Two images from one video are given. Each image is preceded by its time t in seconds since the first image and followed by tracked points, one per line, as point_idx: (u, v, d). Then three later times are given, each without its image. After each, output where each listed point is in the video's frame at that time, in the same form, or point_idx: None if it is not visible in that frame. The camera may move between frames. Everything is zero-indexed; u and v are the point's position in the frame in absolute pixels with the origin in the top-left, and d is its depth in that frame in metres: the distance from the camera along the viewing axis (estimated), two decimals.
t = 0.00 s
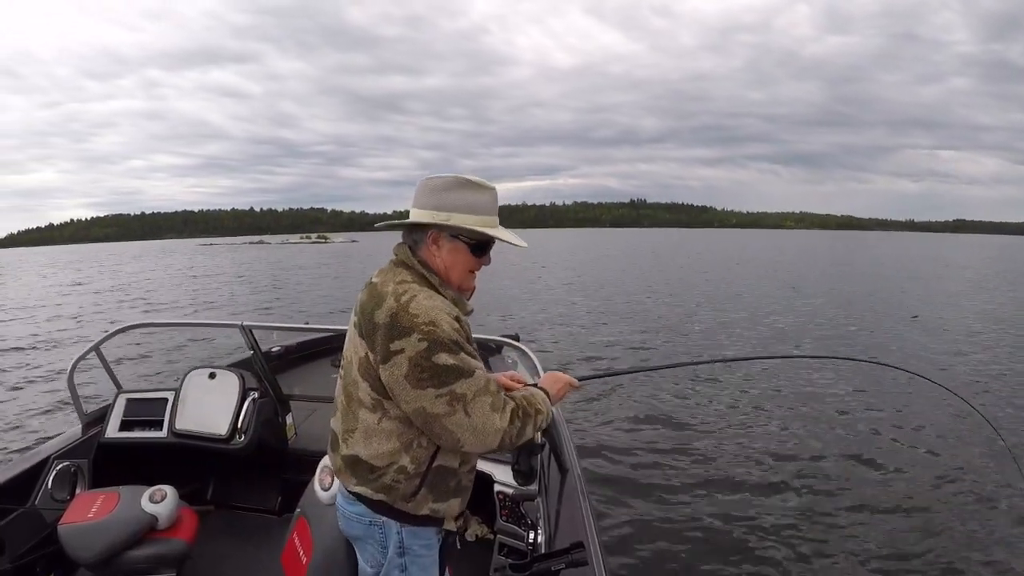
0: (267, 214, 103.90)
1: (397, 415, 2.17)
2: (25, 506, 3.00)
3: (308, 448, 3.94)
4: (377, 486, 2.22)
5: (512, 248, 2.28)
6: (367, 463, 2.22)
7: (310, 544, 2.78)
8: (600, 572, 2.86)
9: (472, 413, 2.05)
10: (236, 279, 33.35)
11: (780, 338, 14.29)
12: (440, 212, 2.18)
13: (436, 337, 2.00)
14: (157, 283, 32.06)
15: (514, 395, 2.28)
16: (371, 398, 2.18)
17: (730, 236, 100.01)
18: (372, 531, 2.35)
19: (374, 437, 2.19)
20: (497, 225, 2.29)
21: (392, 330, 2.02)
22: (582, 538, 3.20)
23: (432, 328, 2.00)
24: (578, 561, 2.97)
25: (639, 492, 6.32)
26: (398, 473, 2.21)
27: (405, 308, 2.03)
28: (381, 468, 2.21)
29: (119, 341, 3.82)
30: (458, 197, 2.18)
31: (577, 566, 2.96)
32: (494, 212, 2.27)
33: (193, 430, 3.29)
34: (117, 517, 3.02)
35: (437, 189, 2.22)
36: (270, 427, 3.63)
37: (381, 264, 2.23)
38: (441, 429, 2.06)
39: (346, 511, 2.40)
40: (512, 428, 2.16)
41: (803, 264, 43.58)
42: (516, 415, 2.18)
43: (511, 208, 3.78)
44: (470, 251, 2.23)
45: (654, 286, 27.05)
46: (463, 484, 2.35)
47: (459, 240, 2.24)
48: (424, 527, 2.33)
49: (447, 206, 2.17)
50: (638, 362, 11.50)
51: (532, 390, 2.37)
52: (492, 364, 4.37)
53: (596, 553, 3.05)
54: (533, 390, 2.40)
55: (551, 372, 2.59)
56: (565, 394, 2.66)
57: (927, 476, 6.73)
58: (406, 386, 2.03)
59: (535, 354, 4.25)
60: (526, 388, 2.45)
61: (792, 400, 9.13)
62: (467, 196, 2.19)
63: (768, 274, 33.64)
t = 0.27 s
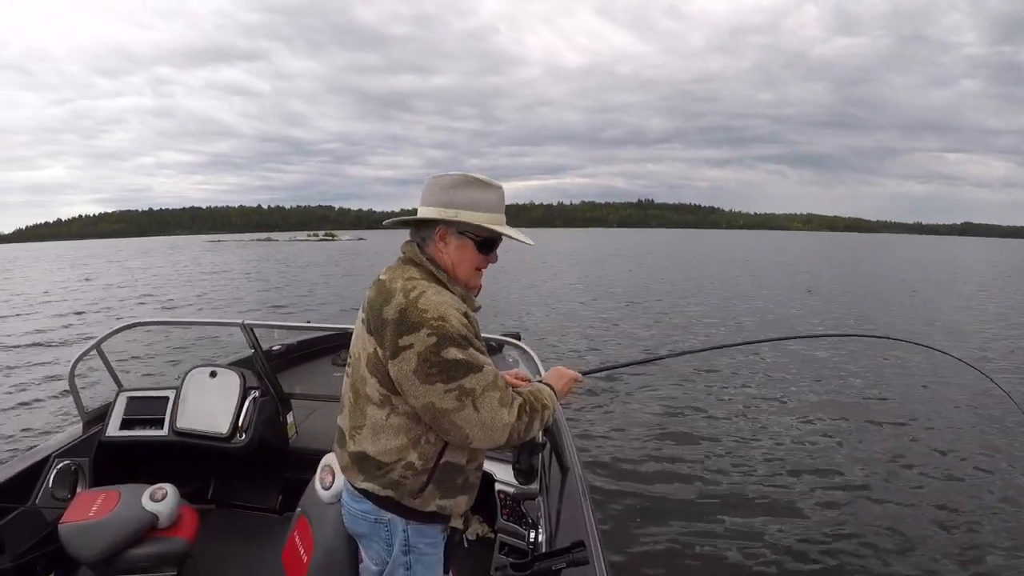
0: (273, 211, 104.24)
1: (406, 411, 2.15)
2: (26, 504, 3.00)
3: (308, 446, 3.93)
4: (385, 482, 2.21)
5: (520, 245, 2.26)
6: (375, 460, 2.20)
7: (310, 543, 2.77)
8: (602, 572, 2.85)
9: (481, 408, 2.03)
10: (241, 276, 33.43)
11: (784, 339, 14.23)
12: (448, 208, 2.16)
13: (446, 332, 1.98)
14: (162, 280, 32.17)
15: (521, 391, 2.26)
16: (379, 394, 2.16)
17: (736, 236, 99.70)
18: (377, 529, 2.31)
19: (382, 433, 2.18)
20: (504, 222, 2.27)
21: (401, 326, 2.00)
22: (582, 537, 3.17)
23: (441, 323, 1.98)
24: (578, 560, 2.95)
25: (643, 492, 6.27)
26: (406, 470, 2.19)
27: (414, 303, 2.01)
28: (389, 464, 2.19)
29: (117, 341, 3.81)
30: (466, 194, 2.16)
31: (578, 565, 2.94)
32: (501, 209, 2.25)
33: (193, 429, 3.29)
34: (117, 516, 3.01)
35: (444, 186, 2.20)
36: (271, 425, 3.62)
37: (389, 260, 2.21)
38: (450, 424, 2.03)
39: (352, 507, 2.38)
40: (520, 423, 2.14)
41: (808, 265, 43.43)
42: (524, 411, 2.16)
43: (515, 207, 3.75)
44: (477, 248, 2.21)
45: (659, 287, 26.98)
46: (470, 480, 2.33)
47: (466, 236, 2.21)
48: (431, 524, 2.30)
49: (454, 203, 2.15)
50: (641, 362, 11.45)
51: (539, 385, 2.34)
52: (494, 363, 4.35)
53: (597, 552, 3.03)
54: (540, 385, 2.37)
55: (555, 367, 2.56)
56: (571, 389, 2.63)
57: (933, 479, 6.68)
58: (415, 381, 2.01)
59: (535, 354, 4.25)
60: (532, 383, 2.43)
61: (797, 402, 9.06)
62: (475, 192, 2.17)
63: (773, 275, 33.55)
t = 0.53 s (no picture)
0: (278, 212, 104.55)
1: (408, 410, 2.14)
2: (26, 505, 3.00)
3: (309, 447, 3.93)
4: (387, 482, 2.19)
5: (522, 246, 2.24)
6: (377, 460, 2.19)
7: (311, 544, 2.76)
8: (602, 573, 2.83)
9: (483, 409, 2.01)
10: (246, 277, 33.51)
11: (788, 341, 14.18)
12: (451, 209, 2.15)
13: (448, 333, 1.96)
14: (167, 280, 32.28)
15: (521, 390, 2.24)
16: (382, 394, 2.15)
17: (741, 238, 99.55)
18: (378, 528, 2.29)
19: (384, 433, 2.16)
20: (507, 223, 2.25)
21: (404, 326, 1.99)
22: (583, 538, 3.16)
23: (444, 324, 1.96)
24: (579, 561, 2.94)
25: (646, 493, 6.22)
26: (408, 470, 2.18)
27: (416, 304, 1.99)
28: (390, 464, 2.17)
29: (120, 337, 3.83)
30: (469, 195, 2.15)
31: (578, 566, 2.93)
32: (504, 210, 2.23)
33: (194, 430, 3.28)
34: (117, 517, 3.00)
35: (447, 187, 2.19)
36: (272, 426, 3.61)
37: (393, 261, 2.19)
38: (452, 425, 2.02)
39: (354, 507, 2.36)
40: (522, 424, 2.12)
41: (812, 267, 43.34)
42: (525, 411, 2.14)
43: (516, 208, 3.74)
44: (479, 249, 2.20)
45: (663, 288, 26.94)
46: (472, 480, 2.31)
47: (468, 237, 2.20)
48: (433, 524, 2.29)
49: (456, 205, 2.13)
50: (644, 364, 11.41)
51: (540, 385, 2.33)
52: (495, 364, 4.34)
53: (598, 553, 3.02)
54: (541, 385, 2.35)
55: (554, 365, 2.54)
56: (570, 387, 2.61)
57: (938, 479, 6.62)
58: (417, 382, 1.99)
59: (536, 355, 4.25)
60: (533, 383, 2.41)
61: (800, 403, 9.00)
62: (477, 193, 2.16)
63: (777, 277, 33.48)
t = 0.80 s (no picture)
0: (282, 213, 104.87)
1: (405, 411, 2.13)
2: (26, 506, 3.01)
3: (309, 447, 3.94)
4: (385, 483, 2.19)
5: (519, 248, 2.23)
6: (375, 460, 2.19)
7: (311, 544, 2.75)
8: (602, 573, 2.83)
9: (478, 410, 2.00)
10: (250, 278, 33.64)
11: (790, 341, 14.17)
12: (448, 210, 2.14)
13: (444, 334, 1.95)
14: (172, 282, 32.42)
15: (518, 390, 2.23)
16: (379, 395, 2.15)
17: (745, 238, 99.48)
18: (377, 527, 2.29)
19: (382, 434, 2.16)
20: (505, 223, 2.25)
21: (400, 327, 1.99)
22: (583, 539, 3.17)
23: (440, 325, 1.96)
24: (578, 562, 2.94)
25: (647, 496, 6.23)
26: (405, 470, 2.17)
27: (412, 305, 1.99)
28: (388, 465, 2.17)
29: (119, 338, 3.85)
30: (466, 196, 2.14)
31: (578, 566, 2.93)
32: (501, 211, 2.23)
33: (194, 430, 3.29)
34: (117, 517, 3.01)
35: (444, 188, 2.18)
36: (272, 426, 3.62)
37: (390, 262, 2.19)
38: (448, 426, 2.01)
39: (353, 507, 2.36)
40: (518, 424, 2.12)
41: (816, 267, 43.27)
42: (521, 412, 2.13)
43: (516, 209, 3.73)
44: (476, 249, 2.19)
45: (665, 288, 26.94)
46: (470, 481, 2.31)
47: (465, 238, 2.19)
48: (431, 524, 2.29)
49: (453, 206, 2.12)
50: (646, 364, 11.40)
51: (536, 384, 2.32)
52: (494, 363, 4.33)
53: (598, 554, 3.02)
54: (537, 385, 2.34)
55: (551, 364, 2.53)
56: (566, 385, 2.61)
57: (940, 483, 6.61)
58: (413, 383, 1.98)
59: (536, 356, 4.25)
60: (529, 382, 2.40)
61: (802, 405, 9.00)
62: (474, 194, 2.15)
63: (780, 277, 33.46)
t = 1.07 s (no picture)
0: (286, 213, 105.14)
1: (401, 411, 2.12)
2: (26, 506, 3.01)
3: (310, 447, 3.94)
4: (382, 482, 2.19)
5: (518, 249, 2.21)
6: (372, 460, 2.18)
7: (311, 544, 2.75)
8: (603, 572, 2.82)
9: (474, 412, 1.99)
10: (255, 278, 33.76)
11: (794, 339, 14.12)
12: (447, 210, 2.12)
13: (440, 335, 1.95)
14: (176, 282, 32.55)
15: (514, 392, 2.22)
16: (376, 395, 2.14)
17: (749, 236, 99.10)
18: (376, 527, 2.28)
19: (379, 434, 2.15)
20: (505, 225, 2.23)
21: (397, 328, 1.98)
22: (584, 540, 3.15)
23: (436, 326, 1.95)
24: (579, 561, 2.93)
25: (648, 495, 6.23)
26: (402, 471, 2.16)
27: (410, 306, 1.98)
28: (385, 465, 2.16)
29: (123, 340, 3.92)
30: (466, 197, 2.12)
31: (579, 566, 2.92)
32: (501, 213, 2.20)
33: (194, 430, 3.29)
34: (117, 518, 3.01)
35: (443, 188, 2.17)
36: (272, 426, 3.61)
37: (390, 262, 2.19)
38: (443, 427, 2.00)
39: (351, 506, 2.35)
40: (513, 426, 2.11)
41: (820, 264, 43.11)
42: (516, 414, 2.12)
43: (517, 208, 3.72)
44: (475, 251, 2.17)
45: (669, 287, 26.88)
46: (468, 482, 2.29)
47: (464, 239, 2.17)
48: (429, 525, 2.28)
49: (452, 206, 2.11)
50: (649, 363, 11.39)
51: (533, 387, 2.30)
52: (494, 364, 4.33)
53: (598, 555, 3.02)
54: (535, 386, 2.33)
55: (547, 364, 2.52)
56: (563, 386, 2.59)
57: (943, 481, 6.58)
58: (409, 383, 1.98)
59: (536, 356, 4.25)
60: (527, 383, 2.39)
61: (805, 403, 8.98)
62: (474, 194, 2.13)
63: (785, 275, 33.34)
